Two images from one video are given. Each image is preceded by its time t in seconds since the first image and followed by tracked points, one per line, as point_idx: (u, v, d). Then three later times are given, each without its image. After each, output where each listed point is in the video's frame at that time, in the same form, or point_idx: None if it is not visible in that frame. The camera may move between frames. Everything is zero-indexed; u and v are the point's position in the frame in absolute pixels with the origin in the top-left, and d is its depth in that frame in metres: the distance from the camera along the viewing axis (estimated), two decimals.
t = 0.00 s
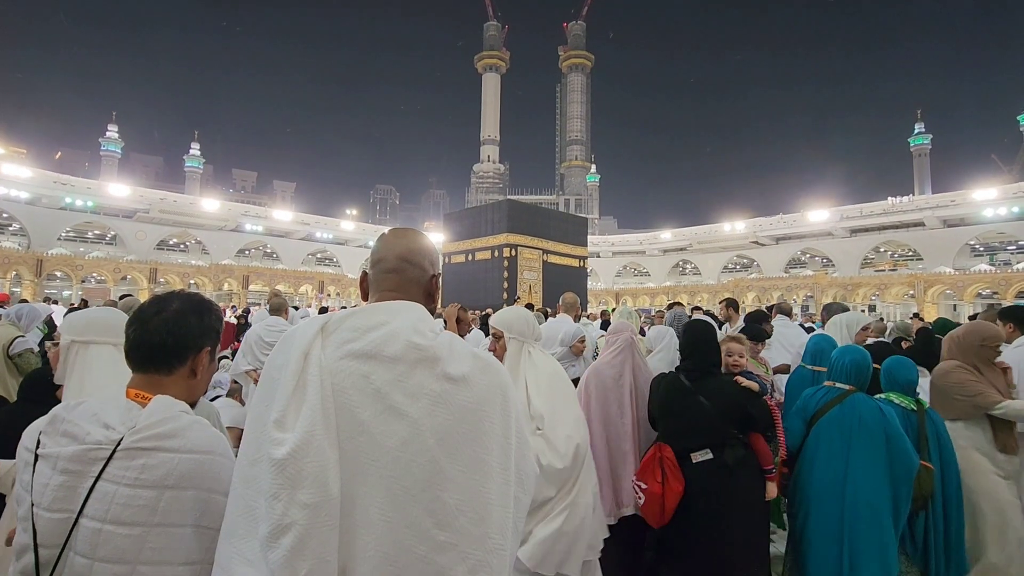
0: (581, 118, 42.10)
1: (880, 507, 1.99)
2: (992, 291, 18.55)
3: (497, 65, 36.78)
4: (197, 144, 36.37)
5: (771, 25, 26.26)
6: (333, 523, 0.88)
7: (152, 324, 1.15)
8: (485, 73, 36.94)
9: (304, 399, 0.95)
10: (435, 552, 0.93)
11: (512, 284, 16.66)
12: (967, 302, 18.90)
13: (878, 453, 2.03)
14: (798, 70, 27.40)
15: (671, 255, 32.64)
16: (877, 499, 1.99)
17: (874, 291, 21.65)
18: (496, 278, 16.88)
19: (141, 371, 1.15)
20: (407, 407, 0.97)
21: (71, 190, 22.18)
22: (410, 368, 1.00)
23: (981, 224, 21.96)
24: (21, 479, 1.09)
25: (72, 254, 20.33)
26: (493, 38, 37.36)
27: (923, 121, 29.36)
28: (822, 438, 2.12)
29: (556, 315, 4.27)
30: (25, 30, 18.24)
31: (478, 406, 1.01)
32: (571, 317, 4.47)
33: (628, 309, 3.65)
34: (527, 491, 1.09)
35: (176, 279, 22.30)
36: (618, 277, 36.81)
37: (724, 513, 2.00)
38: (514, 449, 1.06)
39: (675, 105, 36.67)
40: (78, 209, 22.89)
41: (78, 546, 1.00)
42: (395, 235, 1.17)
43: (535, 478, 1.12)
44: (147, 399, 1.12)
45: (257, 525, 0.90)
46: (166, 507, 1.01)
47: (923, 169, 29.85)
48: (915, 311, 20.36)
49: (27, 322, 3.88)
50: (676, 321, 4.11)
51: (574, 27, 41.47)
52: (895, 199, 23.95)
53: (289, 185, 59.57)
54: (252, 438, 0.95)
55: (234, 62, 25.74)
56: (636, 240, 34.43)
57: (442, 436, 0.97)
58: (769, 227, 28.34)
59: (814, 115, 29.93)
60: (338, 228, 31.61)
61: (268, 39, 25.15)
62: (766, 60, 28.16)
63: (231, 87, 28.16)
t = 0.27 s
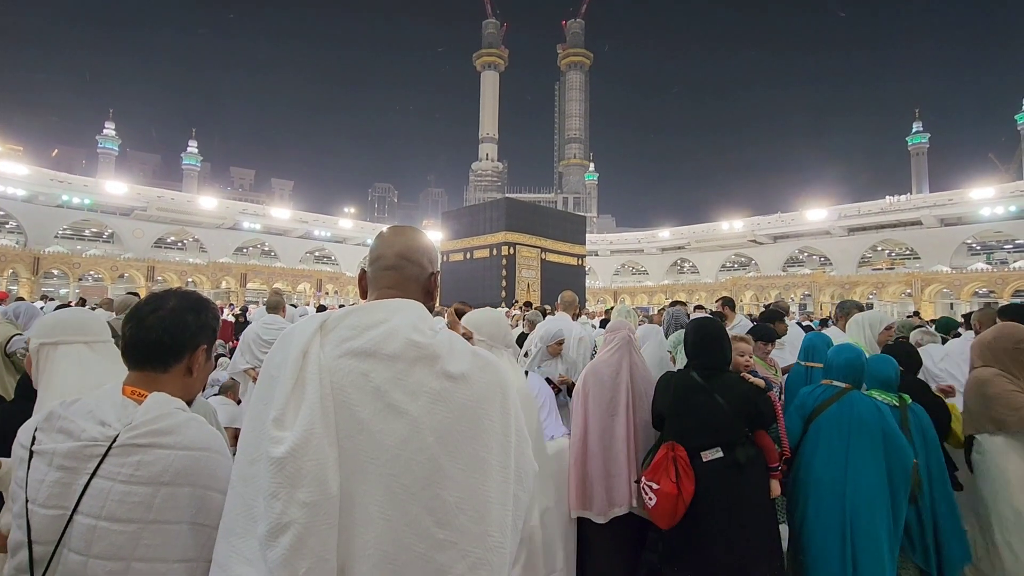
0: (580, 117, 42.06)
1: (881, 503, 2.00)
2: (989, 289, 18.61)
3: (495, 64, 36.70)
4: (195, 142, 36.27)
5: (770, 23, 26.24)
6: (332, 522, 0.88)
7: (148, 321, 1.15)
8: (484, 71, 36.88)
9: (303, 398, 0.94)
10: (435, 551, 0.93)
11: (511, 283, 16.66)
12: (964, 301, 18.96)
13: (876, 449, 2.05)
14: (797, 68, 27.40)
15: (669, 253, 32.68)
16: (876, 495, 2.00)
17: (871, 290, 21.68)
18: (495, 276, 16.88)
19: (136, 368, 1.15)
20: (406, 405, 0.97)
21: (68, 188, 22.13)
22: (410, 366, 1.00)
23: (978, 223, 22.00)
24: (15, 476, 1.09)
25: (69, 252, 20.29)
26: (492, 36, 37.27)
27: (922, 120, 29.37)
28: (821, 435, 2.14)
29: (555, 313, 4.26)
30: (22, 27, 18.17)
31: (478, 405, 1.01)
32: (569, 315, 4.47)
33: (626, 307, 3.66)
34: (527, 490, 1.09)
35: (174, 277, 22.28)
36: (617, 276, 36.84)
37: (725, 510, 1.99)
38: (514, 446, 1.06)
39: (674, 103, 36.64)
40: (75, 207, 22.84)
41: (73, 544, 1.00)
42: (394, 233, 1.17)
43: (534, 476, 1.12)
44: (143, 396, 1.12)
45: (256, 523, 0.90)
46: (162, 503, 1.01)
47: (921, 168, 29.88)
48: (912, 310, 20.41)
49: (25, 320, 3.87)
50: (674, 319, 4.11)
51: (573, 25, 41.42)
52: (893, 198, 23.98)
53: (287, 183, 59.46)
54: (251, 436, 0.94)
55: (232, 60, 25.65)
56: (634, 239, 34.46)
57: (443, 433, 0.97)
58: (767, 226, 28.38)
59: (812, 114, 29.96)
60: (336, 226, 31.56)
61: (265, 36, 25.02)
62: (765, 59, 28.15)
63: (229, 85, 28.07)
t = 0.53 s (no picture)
0: (580, 115, 42.02)
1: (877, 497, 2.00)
2: (987, 288, 18.63)
3: (495, 62, 36.63)
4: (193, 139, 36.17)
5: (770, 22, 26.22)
6: (334, 517, 0.88)
7: (146, 317, 1.15)
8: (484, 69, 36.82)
9: (304, 395, 0.94)
10: (436, 548, 0.93)
11: (510, 281, 16.65)
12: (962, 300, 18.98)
13: (868, 444, 2.06)
14: (797, 67, 27.37)
15: (669, 251, 32.68)
16: (871, 489, 2.01)
17: (870, 288, 21.71)
18: (494, 274, 16.87)
19: (135, 365, 1.14)
20: (407, 402, 0.97)
21: (66, 185, 22.09)
22: (410, 363, 0.99)
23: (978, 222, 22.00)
24: (12, 473, 1.08)
25: (68, 250, 20.25)
26: (491, 34, 37.19)
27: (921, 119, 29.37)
28: (815, 432, 2.14)
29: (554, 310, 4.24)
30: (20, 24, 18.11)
31: (478, 402, 1.01)
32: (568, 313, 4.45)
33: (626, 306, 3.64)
34: (528, 486, 1.09)
35: (172, 275, 22.26)
36: (616, 274, 36.85)
37: (725, 508, 1.99)
38: (515, 443, 1.06)
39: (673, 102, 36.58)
40: (74, 205, 22.81)
41: (68, 541, 0.99)
42: (393, 230, 1.16)
43: (536, 475, 1.12)
44: (140, 392, 1.12)
45: (255, 520, 0.90)
46: (159, 499, 1.01)
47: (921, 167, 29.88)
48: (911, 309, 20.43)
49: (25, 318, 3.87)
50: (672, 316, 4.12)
51: (572, 23, 41.32)
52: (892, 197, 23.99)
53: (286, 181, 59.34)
54: (250, 433, 0.94)
55: (232, 57, 25.61)
56: (633, 237, 34.44)
57: (444, 431, 0.97)
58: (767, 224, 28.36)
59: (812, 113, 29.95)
60: (336, 224, 31.53)
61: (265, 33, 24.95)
62: (764, 57, 28.14)
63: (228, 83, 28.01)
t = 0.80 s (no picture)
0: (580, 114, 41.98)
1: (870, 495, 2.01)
2: (988, 288, 18.62)
3: (495, 61, 36.60)
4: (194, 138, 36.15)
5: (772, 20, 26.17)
6: (336, 515, 0.88)
7: (147, 315, 1.15)
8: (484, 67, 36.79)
9: (306, 393, 0.94)
10: (438, 544, 0.93)
11: (511, 280, 16.66)
12: (963, 299, 18.96)
13: (861, 439, 2.07)
14: (798, 65, 27.33)
15: (669, 251, 32.67)
16: (865, 486, 2.01)
17: (871, 287, 21.70)
18: (495, 273, 16.87)
19: (137, 362, 1.15)
20: (409, 400, 0.97)
21: (67, 183, 22.10)
22: (413, 361, 1.00)
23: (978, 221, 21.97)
24: (16, 469, 1.09)
25: (69, 248, 20.25)
26: (492, 32, 37.13)
27: (922, 118, 29.33)
28: (810, 429, 2.15)
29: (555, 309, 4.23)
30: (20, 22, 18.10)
31: (480, 400, 1.02)
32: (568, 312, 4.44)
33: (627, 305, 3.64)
34: (529, 483, 1.09)
35: (173, 274, 22.27)
36: (617, 273, 36.84)
37: (721, 506, 2.00)
38: (516, 441, 1.06)
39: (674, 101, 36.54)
40: (75, 203, 22.81)
41: (72, 537, 1.00)
42: (396, 228, 1.17)
43: (537, 472, 1.12)
44: (143, 389, 1.12)
45: (257, 515, 0.90)
46: (162, 496, 1.02)
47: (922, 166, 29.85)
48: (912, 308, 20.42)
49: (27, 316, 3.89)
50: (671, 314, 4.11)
51: (573, 22, 41.24)
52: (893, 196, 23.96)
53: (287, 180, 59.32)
54: (254, 430, 0.94)
55: (232, 56, 25.62)
56: (634, 236, 34.42)
57: (447, 429, 0.97)
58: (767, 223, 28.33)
59: (812, 112, 29.90)
60: (336, 223, 31.53)
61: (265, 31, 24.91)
62: (765, 56, 28.09)
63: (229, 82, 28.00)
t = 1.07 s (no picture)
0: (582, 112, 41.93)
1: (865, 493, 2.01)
2: (990, 287, 18.56)
3: (497, 59, 36.57)
4: (196, 137, 36.20)
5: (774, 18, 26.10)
6: (341, 512, 0.89)
7: (153, 314, 1.16)
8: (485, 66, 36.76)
9: (312, 392, 0.95)
10: (441, 541, 0.94)
11: (512, 279, 16.66)
12: (966, 298, 18.92)
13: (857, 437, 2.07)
14: (800, 64, 27.26)
15: (671, 249, 32.64)
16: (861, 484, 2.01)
17: (873, 286, 21.66)
18: (496, 272, 16.88)
19: (144, 360, 1.16)
20: (413, 398, 0.98)
21: (69, 182, 22.16)
22: (417, 360, 1.01)
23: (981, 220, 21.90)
24: (24, 465, 1.09)
25: (71, 247, 20.30)
26: (493, 31, 37.10)
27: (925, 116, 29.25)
28: (805, 427, 2.16)
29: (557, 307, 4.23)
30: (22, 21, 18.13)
31: (485, 399, 1.02)
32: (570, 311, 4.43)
33: (629, 303, 3.64)
34: (533, 482, 1.10)
35: (175, 272, 22.32)
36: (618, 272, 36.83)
37: (718, 503, 2.01)
38: (519, 438, 1.07)
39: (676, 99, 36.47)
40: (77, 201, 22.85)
41: (79, 531, 1.01)
42: (400, 226, 1.17)
43: (540, 471, 1.13)
44: (150, 387, 1.13)
45: (263, 512, 0.91)
46: (168, 493, 1.02)
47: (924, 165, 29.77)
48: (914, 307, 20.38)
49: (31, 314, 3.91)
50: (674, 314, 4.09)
51: (574, 20, 41.09)
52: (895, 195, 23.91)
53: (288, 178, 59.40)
54: (259, 428, 0.95)
55: (234, 54, 25.63)
56: (635, 235, 34.39)
57: (452, 428, 0.98)
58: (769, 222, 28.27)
59: (815, 111, 29.81)
60: (338, 221, 31.58)
61: (266, 30, 24.92)
62: (767, 54, 28.02)
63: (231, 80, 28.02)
